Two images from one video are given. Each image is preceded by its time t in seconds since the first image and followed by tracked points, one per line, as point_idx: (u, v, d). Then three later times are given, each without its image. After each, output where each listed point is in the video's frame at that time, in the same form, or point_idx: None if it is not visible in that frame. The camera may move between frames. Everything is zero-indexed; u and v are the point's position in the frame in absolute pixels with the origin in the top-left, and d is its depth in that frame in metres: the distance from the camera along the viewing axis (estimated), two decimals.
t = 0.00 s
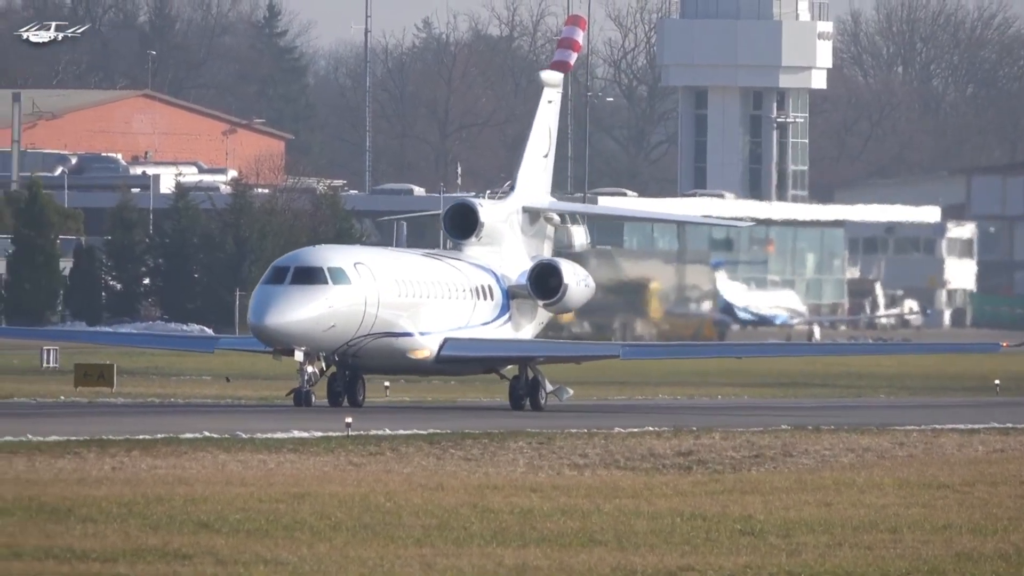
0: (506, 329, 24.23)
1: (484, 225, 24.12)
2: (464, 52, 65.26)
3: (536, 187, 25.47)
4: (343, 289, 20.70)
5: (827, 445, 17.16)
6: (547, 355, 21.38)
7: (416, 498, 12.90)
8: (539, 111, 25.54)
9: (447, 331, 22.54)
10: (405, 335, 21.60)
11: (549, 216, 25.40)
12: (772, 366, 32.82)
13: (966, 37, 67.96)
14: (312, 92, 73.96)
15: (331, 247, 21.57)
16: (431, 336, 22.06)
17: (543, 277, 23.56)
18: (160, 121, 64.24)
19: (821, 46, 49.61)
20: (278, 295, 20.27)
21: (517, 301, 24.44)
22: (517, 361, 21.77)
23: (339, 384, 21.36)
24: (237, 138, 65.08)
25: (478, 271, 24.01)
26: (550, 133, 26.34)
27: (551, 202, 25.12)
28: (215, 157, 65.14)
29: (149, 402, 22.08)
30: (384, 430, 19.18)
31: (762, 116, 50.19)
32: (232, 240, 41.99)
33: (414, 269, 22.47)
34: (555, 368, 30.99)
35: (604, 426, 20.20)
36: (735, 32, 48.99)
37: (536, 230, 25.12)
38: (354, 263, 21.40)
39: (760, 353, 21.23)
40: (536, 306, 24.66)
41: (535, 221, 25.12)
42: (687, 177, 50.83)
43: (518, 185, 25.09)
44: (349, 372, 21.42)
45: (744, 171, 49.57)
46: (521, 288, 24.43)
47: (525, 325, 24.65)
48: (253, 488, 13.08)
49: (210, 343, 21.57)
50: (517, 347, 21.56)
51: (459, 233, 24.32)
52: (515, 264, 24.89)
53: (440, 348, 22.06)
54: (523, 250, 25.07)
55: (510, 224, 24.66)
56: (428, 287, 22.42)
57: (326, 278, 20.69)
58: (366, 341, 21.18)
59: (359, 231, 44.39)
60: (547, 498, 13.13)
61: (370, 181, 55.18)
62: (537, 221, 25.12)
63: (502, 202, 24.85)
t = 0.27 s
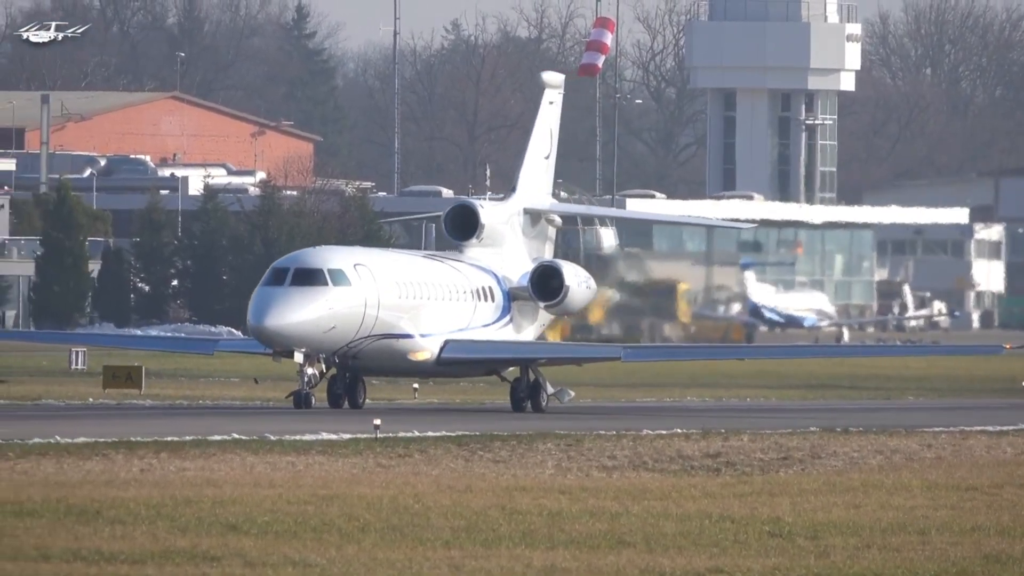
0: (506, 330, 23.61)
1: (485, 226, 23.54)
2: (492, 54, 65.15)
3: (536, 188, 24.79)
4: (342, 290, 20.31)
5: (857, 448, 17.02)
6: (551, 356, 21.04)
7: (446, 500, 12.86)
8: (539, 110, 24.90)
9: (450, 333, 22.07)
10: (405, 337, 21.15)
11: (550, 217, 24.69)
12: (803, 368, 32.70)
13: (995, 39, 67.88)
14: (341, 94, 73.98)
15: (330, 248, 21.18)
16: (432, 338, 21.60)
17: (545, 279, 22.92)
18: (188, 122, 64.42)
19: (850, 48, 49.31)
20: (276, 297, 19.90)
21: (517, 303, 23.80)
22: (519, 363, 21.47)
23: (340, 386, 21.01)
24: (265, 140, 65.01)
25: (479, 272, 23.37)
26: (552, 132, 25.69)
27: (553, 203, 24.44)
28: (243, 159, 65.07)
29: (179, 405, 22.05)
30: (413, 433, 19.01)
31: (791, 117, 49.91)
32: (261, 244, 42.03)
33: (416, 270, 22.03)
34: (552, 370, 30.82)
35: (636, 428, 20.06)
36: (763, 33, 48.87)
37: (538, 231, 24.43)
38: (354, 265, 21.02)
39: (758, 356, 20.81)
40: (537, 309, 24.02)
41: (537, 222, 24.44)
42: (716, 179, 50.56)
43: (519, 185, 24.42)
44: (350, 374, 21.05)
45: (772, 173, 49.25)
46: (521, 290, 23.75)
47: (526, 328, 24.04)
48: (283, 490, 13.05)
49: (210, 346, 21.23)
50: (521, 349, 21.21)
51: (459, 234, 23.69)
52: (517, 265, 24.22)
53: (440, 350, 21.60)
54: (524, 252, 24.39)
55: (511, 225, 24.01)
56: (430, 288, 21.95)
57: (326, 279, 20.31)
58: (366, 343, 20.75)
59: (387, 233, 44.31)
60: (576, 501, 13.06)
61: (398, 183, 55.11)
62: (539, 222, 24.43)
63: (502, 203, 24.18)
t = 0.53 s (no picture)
0: (506, 331, 23.47)
1: (485, 227, 23.29)
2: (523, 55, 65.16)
3: (536, 188, 24.66)
4: (341, 292, 20.18)
5: (888, 449, 17.01)
6: (551, 359, 21.00)
7: (478, 501, 12.89)
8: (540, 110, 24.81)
9: (448, 335, 21.96)
10: (404, 338, 21.08)
11: (550, 218, 24.55)
12: (833, 368, 32.68)
13: None
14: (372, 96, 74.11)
15: (330, 249, 21.04)
16: (431, 339, 21.51)
17: (545, 279, 22.86)
18: (220, 124, 64.57)
19: (882, 50, 49.09)
20: (275, 299, 19.76)
21: (517, 305, 23.66)
22: (521, 363, 21.38)
23: (339, 388, 20.82)
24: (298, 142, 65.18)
25: (478, 273, 23.21)
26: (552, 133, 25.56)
27: (553, 204, 24.30)
28: (276, 160, 65.22)
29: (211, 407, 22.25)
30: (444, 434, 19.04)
31: (822, 120, 49.79)
32: (290, 246, 42.21)
33: (415, 271, 21.89)
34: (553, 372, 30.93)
35: (665, 429, 20.08)
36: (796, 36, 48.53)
37: (538, 231, 24.28)
38: (353, 266, 20.88)
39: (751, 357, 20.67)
40: (537, 309, 23.88)
41: (536, 222, 24.29)
42: (749, 181, 50.41)
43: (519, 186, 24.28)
44: (349, 377, 20.84)
45: (804, 174, 49.37)
46: (522, 291, 23.61)
47: (526, 329, 23.87)
48: (317, 492, 13.14)
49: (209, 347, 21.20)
50: (522, 351, 21.18)
51: (459, 234, 23.52)
52: (516, 266, 24.07)
53: (440, 351, 21.57)
54: (524, 252, 24.23)
55: (511, 226, 23.85)
56: (429, 290, 21.82)
57: (325, 281, 20.18)
58: (366, 345, 20.64)
59: (417, 235, 44.41)
60: (607, 502, 13.08)
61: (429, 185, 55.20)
62: (539, 223, 24.29)
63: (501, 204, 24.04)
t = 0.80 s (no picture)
0: (505, 333, 23.23)
1: (482, 227, 23.13)
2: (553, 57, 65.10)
3: (535, 189, 24.48)
4: (339, 293, 19.94)
5: (918, 450, 16.94)
6: (548, 359, 20.78)
7: (509, 502, 12.91)
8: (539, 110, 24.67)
9: (447, 336, 21.70)
10: (402, 340, 20.79)
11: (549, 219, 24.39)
12: (863, 369, 32.60)
13: None
14: (403, 99, 74.07)
15: (327, 250, 20.80)
16: (429, 340, 21.23)
17: (544, 280, 22.61)
18: (251, 126, 64.85)
19: (912, 52, 48.88)
20: (273, 300, 19.54)
21: (516, 305, 23.43)
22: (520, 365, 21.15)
23: (336, 389, 20.69)
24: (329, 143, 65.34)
25: (476, 273, 23.00)
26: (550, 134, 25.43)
27: (552, 204, 24.12)
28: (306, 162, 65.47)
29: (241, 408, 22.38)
30: (477, 435, 19.10)
31: (853, 122, 49.48)
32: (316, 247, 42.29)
33: (413, 272, 21.64)
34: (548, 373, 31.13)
35: (698, 430, 20.09)
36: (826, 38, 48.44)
37: (536, 232, 24.11)
38: (351, 267, 20.63)
39: (748, 358, 20.68)
40: (537, 310, 23.65)
41: (534, 223, 24.11)
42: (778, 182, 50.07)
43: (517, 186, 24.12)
44: (346, 378, 20.73)
45: (834, 176, 48.89)
46: (520, 292, 23.38)
47: (524, 330, 23.64)
48: (347, 493, 13.16)
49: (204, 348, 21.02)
50: (521, 352, 20.94)
51: (456, 235, 23.35)
52: (516, 266, 23.88)
53: (439, 353, 21.27)
54: (523, 253, 24.04)
55: (509, 227, 23.68)
56: (427, 291, 21.56)
57: (322, 282, 19.94)
58: (363, 347, 20.38)
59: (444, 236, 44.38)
60: (638, 503, 13.12)
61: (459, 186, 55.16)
62: (537, 224, 24.10)
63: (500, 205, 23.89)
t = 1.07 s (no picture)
0: (503, 333, 23.04)
1: (480, 228, 23.05)
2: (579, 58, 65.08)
3: (533, 189, 24.35)
4: (336, 293, 19.85)
5: (944, 451, 16.86)
6: (547, 359, 20.66)
7: (536, 503, 12.92)
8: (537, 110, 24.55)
9: (445, 336, 21.58)
10: (399, 340, 20.67)
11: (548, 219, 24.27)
12: (890, 369, 32.60)
13: None
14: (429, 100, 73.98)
15: (324, 250, 20.71)
16: (427, 341, 21.11)
17: (543, 280, 22.63)
18: (278, 127, 65.17)
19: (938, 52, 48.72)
20: (270, 300, 19.46)
21: (514, 305, 23.25)
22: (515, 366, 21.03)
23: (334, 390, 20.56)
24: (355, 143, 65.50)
25: (474, 273, 22.84)
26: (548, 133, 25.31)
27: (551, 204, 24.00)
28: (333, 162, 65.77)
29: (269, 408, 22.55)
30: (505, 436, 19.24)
31: (880, 123, 49.12)
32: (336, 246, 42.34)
33: (411, 272, 21.52)
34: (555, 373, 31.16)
35: (727, 430, 20.16)
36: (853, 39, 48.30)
37: (535, 232, 23.95)
38: (348, 267, 20.54)
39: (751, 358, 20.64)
40: (535, 310, 23.48)
41: (533, 223, 23.98)
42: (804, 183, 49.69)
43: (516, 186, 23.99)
44: (344, 378, 20.59)
45: (861, 177, 48.62)
46: (519, 292, 23.21)
47: (523, 330, 23.46)
48: (373, 494, 13.18)
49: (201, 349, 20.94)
50: (520, 352, 20.84)
51: (455, 235, 23.32)
52: (515, 266, 23.74)
53: (436, 353, 21.14)
54: (521, 253, 23.90)
55: (508, 227, 23.56)
56: (426, 291, 21.45)
57: (319, 282, 19.85)
58: (359, 347, 20.27)
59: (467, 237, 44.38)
60: (665, 503, 13.12)
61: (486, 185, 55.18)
62: (535, 224, 23.98)
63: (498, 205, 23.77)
